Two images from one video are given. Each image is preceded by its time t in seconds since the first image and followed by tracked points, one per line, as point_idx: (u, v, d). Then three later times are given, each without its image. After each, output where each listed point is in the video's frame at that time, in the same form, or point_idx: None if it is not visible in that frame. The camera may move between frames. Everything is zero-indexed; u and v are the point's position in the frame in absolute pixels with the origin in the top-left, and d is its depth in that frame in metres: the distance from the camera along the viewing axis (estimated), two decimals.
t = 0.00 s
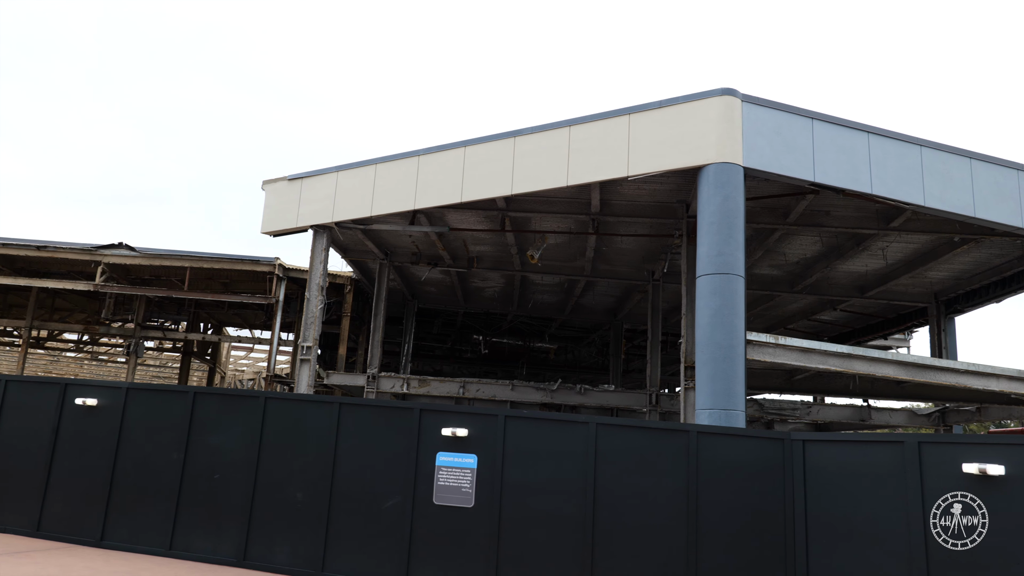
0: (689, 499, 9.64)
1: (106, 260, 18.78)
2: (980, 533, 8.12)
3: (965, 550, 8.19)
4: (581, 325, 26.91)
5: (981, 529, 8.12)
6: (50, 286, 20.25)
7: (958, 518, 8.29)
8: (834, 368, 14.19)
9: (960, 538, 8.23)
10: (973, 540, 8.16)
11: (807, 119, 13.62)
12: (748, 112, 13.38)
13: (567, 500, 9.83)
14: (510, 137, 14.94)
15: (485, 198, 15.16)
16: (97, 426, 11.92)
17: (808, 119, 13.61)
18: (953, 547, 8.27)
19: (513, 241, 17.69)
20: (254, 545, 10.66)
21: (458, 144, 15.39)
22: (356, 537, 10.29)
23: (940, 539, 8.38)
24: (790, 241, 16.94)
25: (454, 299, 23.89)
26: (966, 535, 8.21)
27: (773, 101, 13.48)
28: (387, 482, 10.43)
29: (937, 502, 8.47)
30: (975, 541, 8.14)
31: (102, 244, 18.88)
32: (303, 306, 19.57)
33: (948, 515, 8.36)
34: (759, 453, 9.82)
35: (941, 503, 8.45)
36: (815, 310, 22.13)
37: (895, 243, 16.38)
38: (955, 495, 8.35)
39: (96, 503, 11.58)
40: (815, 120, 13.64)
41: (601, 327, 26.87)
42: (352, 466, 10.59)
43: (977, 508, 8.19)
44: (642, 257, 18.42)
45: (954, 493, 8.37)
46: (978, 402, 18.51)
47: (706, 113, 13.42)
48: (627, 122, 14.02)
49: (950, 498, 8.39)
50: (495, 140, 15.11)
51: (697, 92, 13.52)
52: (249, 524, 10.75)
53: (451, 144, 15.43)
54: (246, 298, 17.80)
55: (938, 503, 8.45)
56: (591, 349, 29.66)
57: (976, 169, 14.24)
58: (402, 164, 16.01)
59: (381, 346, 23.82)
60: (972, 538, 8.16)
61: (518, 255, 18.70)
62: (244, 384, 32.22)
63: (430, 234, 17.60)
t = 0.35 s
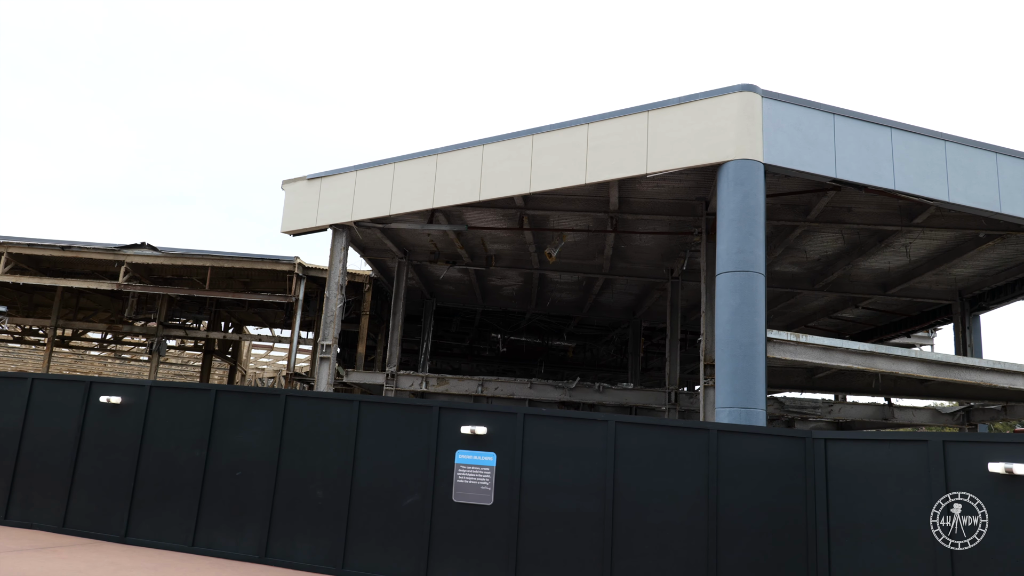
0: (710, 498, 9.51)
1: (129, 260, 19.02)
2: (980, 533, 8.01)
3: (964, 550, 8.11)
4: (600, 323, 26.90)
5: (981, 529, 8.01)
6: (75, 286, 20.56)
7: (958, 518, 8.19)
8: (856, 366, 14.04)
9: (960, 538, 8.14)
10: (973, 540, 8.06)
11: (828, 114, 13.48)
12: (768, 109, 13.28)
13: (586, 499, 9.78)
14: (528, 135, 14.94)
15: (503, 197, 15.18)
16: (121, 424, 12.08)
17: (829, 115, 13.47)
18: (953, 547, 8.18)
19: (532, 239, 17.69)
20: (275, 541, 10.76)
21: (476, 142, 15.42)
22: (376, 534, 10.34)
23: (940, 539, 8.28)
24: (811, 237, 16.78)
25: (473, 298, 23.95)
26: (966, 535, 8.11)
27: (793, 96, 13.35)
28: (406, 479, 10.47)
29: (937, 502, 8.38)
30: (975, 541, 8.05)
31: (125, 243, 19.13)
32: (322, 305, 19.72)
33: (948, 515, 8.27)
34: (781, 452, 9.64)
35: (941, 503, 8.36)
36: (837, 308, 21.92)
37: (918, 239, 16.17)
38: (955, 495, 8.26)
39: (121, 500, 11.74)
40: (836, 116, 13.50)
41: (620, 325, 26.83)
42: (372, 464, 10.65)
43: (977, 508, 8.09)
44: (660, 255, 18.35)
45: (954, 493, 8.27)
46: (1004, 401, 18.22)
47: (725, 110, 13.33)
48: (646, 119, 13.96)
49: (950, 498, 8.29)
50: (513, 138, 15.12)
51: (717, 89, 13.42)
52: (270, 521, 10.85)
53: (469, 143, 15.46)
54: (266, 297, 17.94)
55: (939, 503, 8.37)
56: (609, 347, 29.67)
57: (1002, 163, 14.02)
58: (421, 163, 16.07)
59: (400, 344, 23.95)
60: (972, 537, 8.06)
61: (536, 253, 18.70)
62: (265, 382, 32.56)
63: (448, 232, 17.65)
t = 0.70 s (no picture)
0: (727, 497, 9.40)
1: (148, 259, 19.22)
2: (980, 533, 8.10)
3: (966, 550, 8.16)
4: (615, 321, 26.86)
5: (981, 529, 8.10)
6: (94, 286, 20.80)
7: (958, 518, 8.27)
8: (876, 364, 13.89)
9: (960, 538, 8.21)
10: (973, 540, 8.13)
11: (846, 110, 13.34)
12: (785, 105, 13.17)
13: (602, 497, 9.73)
14: (543, 133, 14.93)
15: (518, 195, 15.18)
16: (141, 421, 12.22)
17: (847, 110, 13.34)
18: (954, 547, 8.24)
19: (547, 238, 17.67)
20: (293, 538, 10.83)
21: (490, 140, 15.43)
22: (393, 532, 10.37)
23: (941, 539, 8.36)
24: (829, 234, 16.63)
25: (488, 296, 23.98)
26: (965, 535, 8.19)
27: (811, 92, 13.23)
28: (423, 477, 10.50)
29: (938, 502, 8.46)
30: (975, 540, 8.12)
31: (144, 243, 19.34)
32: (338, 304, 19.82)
33: (948, 515, 8.35)
34: (800, 451, 9.49)
35: (942, 503, 8.44)
36: (855, 305, 21.72)
37: (938, 236, 15.99)
38: (955, 495, 8.33)
39: (141, 497, 11.87)
40: (855, 111, 13.36)
41: (635, 323, 26.74)
42: (389, 461, 10.69)
43: (977, 508, 8.17)
44: (676, 253, 18.27)
45: (954, 493, 8.35)
46: None
47: (742, 106, 13.24)
48: (661, 116, 13.90)
49: (950, 498, 8.36)
50: (528, 136, 15.11)
51: (733, 85, 13.33)
52: (288, 518, 10.92)
53: (484, 141, 15.48)
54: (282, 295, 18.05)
55: (938, 503, 8.45)
56: (625, 345, 29.62)
57: None
58: (435, 162, 16.11)
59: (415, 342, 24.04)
60: (972, 537, 8.13)
61: (551, 251, 18.68)
62: (282, 381, 32.77)
63: (463, 231, 17.68)
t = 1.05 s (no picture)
0: (742, 495, 9.35)
1: (164, 258, 19.39)
2: (980, 533, 8.12)
3: (964, 550, 8.20)
4: (629, 319, 26.82)
5: (981, 529, 8.12)
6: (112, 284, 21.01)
7: (958, 518, 8.30)
8: (892, 362, 13.76)
9: (960, 538, 8.24)
10: (973, 540, 8.16)
11: (863, 105, 13.22)
12: (801, 101, 13.07)
13: (616, 495, 9.71)
14: (556, 131, 14.91)
15: (531, 193, 15.18)
16: (158, 418, 12.33)
17: (864, 106, 13.22)
18: (953, 547, 8.27)
19: (560, 235, 17.66)
20: (308, 535, 10.90)
21: (504, 138, 15.44)
22: (407, 529, 10.41)
23: (941, 539, 8.40)
24: (846, 231, 16.51)
25: (501, 294, 24.00)
26: (965, 535, 8.21)
27: (827, 87, 13.12)
28: (437, 474, 10.52)
29: (937, 502, 8.50)
30: (975, 541, 8.15)
31: (160, 242, 19.51)
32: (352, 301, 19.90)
33: (948, 515, 8.38)
34: (815, 449, 9.42)
35: (941, 503, 8.47)
36: (871, 302, 21.55)
37: (956, 232, 15.83)
38: (955, 495, 8.37)
39: (158, 493, 11.98)
40: (871, 106, 13.23)
41: (649, 321, 26.68)
42: (403, 459, 10.73)
43: (977, 509, 8.19)
44: (691, 250, 18.19)
45: (954, 494, 8.38)
46: None
47: (757, 102, 13.16)
48: (675, 113, 13.84)
49: (950, 498, 8.40)
50: (541, 134, 15.11)
51: (748, 81, 13.25)
52: (303, 515, 10.99)
53: (497, 139, 15.49)
54: (297, 294, 18.15)
55: (939, 503, 8.48)
56: (638, 343, 29.57)
57: None
58: (449, 160, 16.13)
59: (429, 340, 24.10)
60: (972, 537, 8.16)
61: (565, 249, 18.66)
62: (296, 378, 32.97)
63: (477, 229, 17.70)
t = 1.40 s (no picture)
0: (760, 493, 9.24)
1: (183, 255, 19.59)
2: (980, 533, 8.14)
3: (963, 550, 8.22)
4: (645, 315, 26.74)
5: (981, 529, 8.15)
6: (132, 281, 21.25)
7: (958, 518, 8.33)
8: (913, 359, 13.61)
9: (960, 538, 8.26)
10: (973, 540, 8.18)
11: (883, 99, 13.06)
12: (820, 95, 12.93)
13: (632, 491, 9.67)
14: (573, 126, 14.87)
15: (547, 189, 15.16)
16: (178, 413, 12.45)
17: (885, 99, 13.06)
18: (953, 547, 8.29)
19: (576, 231, 17.61)
20: (326, 530, 10.97)
21: (520, 134, 15.42)
22: (424, 525, 10.45)
23: (940, 539, 8.41)
24: (866, 227, 16.33)
25: (517, 290, 24.00)
26: (965, 535, 8.24)
27: (847, 81, 12.97)
28: (453, 470, 10.54)
29: (937, 502, 8.52)
30: (974, 540, 8.17)
31: (179, 239, 19.70)
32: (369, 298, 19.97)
33: (948, 515, 8.41)
34: (834, 447, 9.27)
35: (941, 503, 8.51)
36: (891, 298, 21.32)
37: (979, 227, 15.61)
38: (955, 495, 8.41)
39: (178, 488, 12.10)
40: (892, 100, 13.07)
41: (666, 317, 26.59)
42: (420, 454, 10.76)
43: (977, 508, 8.23)
44: (708, 246, 18.07)
45: (954, 494, 8.44)
46: None
47: (775, 96, 13.03)
48: (693, 108, 13.75)
49: (950, 498, 8.44)
50: (558, 130, 15.07)
51: (766, 75, 13.12)
52: (321, 510, 11.06)
53: (514, 134, 15.47)
54: (314, 290, 18.23)
55: (938, 503, 8.51)
56: (655, 340, 29.48)
57: None
58: (465, 156, 16.13)
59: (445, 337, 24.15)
60: (972, 537, 8.18)
61: (581, 245, 18.61)
62: (313, 374, 33.17)
63: (493, 225, 17.71)
